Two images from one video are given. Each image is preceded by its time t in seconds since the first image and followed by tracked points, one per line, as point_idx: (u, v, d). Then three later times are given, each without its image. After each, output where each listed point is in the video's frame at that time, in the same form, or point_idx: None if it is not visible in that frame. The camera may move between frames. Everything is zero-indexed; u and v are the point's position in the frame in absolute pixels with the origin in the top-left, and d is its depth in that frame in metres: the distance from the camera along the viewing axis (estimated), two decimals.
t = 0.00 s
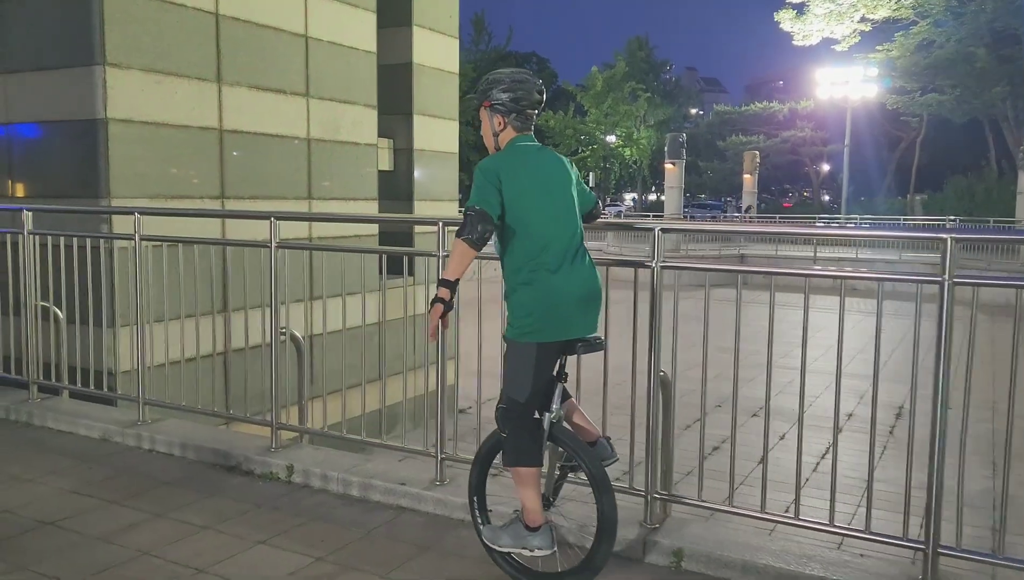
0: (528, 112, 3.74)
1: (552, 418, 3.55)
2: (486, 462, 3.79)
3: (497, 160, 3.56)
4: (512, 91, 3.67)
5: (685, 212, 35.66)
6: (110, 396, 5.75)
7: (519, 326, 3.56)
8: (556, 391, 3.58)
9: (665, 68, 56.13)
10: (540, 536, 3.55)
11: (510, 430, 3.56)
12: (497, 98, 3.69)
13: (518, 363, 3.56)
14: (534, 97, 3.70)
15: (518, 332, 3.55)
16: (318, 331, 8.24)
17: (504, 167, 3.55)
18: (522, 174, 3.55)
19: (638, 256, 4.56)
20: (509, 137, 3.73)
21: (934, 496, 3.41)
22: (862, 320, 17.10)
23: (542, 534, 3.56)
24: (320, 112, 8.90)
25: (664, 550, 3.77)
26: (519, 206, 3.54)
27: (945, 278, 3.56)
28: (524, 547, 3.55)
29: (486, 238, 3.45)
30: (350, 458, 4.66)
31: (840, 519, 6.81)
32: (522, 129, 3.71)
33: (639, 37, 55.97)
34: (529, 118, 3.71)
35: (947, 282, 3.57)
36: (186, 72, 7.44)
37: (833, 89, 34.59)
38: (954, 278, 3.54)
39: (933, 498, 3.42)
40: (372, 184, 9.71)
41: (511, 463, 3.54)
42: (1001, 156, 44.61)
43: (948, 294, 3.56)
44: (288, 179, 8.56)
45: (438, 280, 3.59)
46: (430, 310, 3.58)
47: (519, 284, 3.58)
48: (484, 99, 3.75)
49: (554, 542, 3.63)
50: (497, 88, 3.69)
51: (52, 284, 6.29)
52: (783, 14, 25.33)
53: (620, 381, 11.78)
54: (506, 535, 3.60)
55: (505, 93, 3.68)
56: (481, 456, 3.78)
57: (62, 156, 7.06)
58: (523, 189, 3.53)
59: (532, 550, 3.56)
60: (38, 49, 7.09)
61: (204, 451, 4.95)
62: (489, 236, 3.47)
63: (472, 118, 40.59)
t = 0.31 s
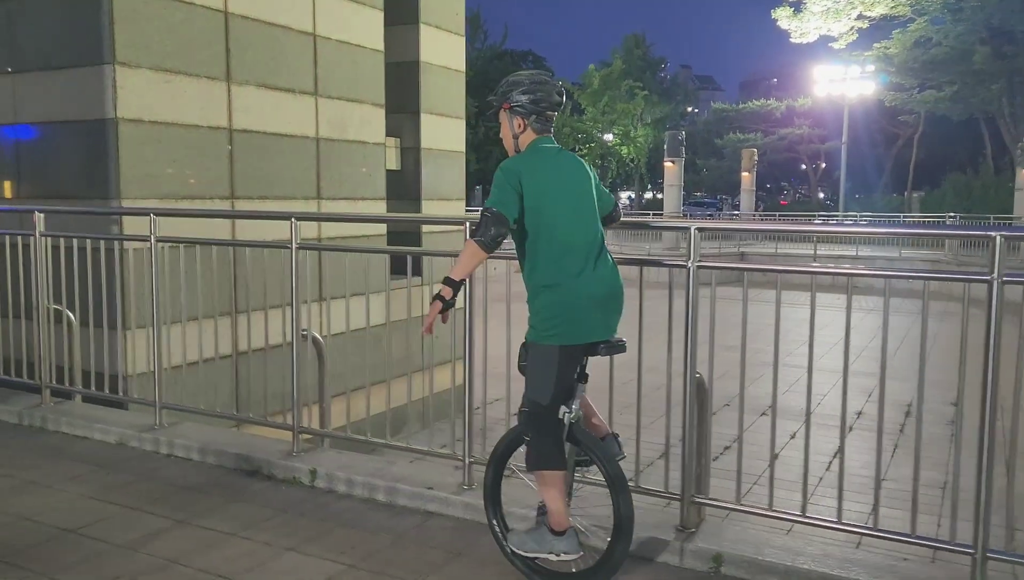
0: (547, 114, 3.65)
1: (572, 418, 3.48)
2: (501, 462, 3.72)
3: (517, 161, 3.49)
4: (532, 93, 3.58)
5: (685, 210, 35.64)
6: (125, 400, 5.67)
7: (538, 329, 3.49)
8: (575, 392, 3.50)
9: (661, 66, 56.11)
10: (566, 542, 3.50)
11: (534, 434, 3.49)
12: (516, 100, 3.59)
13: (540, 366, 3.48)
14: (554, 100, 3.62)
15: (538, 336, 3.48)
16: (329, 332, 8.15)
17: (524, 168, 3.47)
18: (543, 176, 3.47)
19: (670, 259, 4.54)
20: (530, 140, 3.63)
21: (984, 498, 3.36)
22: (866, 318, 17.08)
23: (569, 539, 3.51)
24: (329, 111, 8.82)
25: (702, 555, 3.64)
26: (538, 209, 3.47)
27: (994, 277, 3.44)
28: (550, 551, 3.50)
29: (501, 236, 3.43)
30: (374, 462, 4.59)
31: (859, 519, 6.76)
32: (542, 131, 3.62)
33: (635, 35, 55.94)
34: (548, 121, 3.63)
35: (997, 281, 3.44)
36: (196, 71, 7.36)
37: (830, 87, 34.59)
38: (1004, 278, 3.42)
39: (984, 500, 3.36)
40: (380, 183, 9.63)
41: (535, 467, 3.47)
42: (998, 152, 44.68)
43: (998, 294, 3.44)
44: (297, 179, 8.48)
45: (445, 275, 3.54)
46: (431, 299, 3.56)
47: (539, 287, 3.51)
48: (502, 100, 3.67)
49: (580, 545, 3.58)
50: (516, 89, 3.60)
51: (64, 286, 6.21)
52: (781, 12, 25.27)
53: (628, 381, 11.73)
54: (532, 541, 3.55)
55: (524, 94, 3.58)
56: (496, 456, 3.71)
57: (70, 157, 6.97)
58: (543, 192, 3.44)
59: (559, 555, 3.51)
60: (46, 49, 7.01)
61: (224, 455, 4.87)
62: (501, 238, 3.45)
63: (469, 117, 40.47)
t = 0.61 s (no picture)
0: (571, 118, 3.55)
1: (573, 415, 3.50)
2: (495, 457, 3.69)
3: (533, 160, 3.41)
4: (555, 97, 3.47)
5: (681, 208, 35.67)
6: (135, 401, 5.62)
7: (544, 330, 3.43)
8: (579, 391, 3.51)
9: (656, 64, 56.07)
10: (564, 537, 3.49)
11: (541, 431, 3.45)
12: (539, 104, 3.49)
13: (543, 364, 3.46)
14: (578, 103, 3.52)
15: (544, 336, 3.43)
16: (335, 331, 8.10)
17: (539, 168, 3.39)
18: (557, 177, 3.36)
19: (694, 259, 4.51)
20: (553, 145, 3.53)
21: (1016, 499, 3.34)
22: (863, 314, 17.12)
23: (580, 533, 3.49)
24: (335, 110, 8.77)
25: (729, 556, 3.61)
26: (547, 208, 3.37)
27: None
28: (561, 546, 3.48)
29: (499, 220, 3.45)
30: (392, 464, 4.56)
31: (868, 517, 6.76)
32: (566, 135, 3.52)
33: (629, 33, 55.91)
34: (572, 125, 3.53)
35: None
36: (202, 69, 7.31)
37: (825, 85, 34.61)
38: None
39: (1015, 501, 3.35)
40: (385, 182, 9.59)
41: (543, 462, 3.44)
42: (991, 150, 44.83)
43: None
44: (302, 177, 8.43)
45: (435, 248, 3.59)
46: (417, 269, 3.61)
47: (547, 288, 3.43)
48: (525, 105, 3.57)
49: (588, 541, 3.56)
50: (540, 94, 3.50)
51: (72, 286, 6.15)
52: (776, 10, 25.22)
53: (629, 379, 11.72)
54: (543, 536, 3.52)
55: (547, 98, 3.48)
56: (490, 450, 3.67)
57: (76, 156, 6.91)
58: (554, 192, 3.34)
59: (569, 551, 3.49)
60: (51, 47, 6.94)
61: (239, 457, 4.83)
62: (500, 221, 3.45)
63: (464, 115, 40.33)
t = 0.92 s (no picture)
0: (553, 110, 3.60)
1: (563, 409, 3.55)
2: (484, 452, 3.70)
3: (526, 152, 3.46)
4: (536, 89, 3.53)
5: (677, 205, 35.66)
6: (140, 400, 5.57)
7: (536, 320, 3.47)
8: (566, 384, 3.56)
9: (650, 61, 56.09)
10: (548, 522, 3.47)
11: (534, 423, 3.49)
12: (520, 98, 3.55)
13: (533, 355, 3.48)
14: (559, 94, 3.57)
15: (538, 326, 3.47)
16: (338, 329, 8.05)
17: (533, 160, 3.45)
18: (550, 170, 3.44)
19: (709, 255, 4.47)
20: (536, 138, 3.59)
21: None
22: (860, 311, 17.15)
23: (585, 518, 3.46)
24: (337, 106, 8.72)
25: (748, 555, 3.58)
26: (543, 199, 3.43)
27: None
28: (566, 531, 3.44)
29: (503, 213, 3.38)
30: (403, 463, 4.52)
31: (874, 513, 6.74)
32: (548, 127, 3.58)
33: (624, 31, 55.91)
34: (556, 116, 3.58)
35: None
36: (204, 65, 7.25)
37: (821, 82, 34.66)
38: None
39: None
40: (386, 179, 9.53)
41: (540, 454, 3.46)
42: (985, 147, 44.91)
43: None
44: (304, 174, 8.37)
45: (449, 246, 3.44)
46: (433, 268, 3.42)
47: (539, 279, 3.48)
48: (507, 101, 3.62)
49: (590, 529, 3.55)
50: (520, 87, 3.55)
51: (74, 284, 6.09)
52: (771, 7, 25.25)
53: (630, 376, 11.70)
54: (548, 522, 3.47)
55: (529, 91, 3.54)
56: (479, 444, 3.68)
57: (77, 153, 6.84)
58: (551, 182, 3.43)
59: (574, 537, 3.45)
60: (52, 42, 6.87)
61: (247, 457, 4.78)
62: (506, 213, 3.39)
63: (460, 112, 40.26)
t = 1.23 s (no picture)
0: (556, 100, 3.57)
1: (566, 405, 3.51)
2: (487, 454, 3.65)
3: (520, 147, 3.43)
4: (540, 78, 3.49)
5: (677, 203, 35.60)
6: (146, 402, 5.46)
7: (535, 317, 3.43)
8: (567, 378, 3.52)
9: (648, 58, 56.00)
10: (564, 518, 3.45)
11: (533, 420, 3.45)
12: (524, 84, 3.51)
13: (534, 353, 3.44)
14: (563, 84, 3.54)
15: (537, 323, 3.43)
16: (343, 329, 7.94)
17: (528, 155, 3.41)
18: (546, 165, 3.41)
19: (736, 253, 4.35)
20: (536, 126, 3.56)
21: None
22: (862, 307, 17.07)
23: (600, 509, 3.43)
24: (340, 102, 8.60)
25: (778, 560, 3.48)
26: (536, 193, 3.41)
27: None
28: (580, 525, 3.41)
29: (490, 207, 3.37)
30: (417, 466, 4.41)
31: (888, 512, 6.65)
32: (550, 116, 3.55)
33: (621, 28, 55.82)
34: (558, 106, 3.55)
35: None
36: (206, 61, 7.13)
37: (819, 78, 34.57)
38: None
39: None
40: (390, 177, 9.42)
41: (541, 451, 3.42)
42: (983, 143, 44.83)
43: None
44: (308, 172, 8.26)
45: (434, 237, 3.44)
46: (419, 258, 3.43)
47: (536, 275, 3.45)
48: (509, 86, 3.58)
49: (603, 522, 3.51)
50: (524, 74, 3.51)
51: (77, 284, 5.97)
52: (768, 3, 25.21)
53: (635, 374, 11.60)
54: (562, 517, 3.45)
55: (532, 78, 3.50)
56: (482, 446, 3.64)
57: (78, 151, 6.73)
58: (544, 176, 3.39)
59: (589, 529, 3.41)
60: (52, 39, 6.76)
61: (257, 460, 4.68)
62: (494, 207, 3.37)
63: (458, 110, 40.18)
